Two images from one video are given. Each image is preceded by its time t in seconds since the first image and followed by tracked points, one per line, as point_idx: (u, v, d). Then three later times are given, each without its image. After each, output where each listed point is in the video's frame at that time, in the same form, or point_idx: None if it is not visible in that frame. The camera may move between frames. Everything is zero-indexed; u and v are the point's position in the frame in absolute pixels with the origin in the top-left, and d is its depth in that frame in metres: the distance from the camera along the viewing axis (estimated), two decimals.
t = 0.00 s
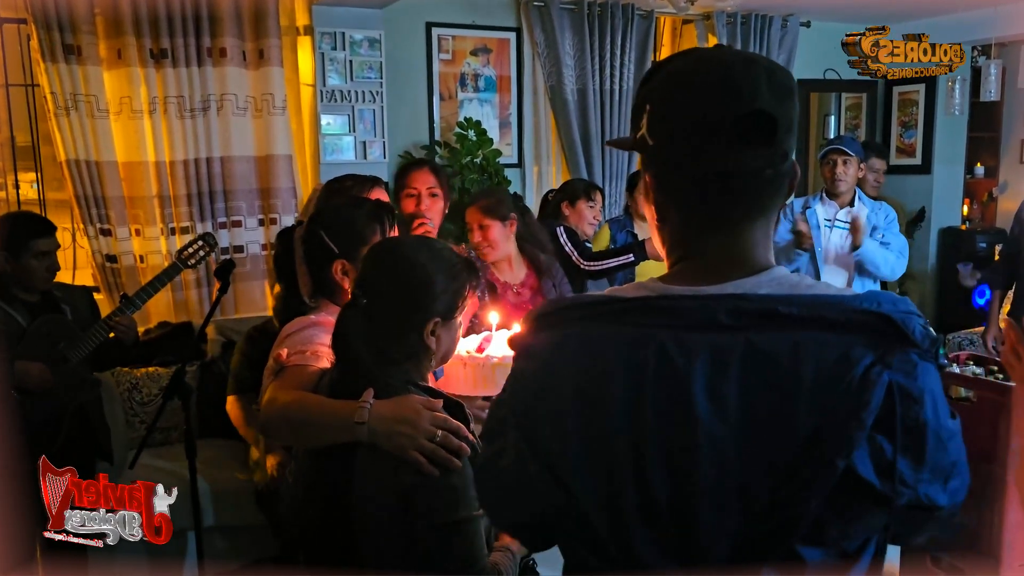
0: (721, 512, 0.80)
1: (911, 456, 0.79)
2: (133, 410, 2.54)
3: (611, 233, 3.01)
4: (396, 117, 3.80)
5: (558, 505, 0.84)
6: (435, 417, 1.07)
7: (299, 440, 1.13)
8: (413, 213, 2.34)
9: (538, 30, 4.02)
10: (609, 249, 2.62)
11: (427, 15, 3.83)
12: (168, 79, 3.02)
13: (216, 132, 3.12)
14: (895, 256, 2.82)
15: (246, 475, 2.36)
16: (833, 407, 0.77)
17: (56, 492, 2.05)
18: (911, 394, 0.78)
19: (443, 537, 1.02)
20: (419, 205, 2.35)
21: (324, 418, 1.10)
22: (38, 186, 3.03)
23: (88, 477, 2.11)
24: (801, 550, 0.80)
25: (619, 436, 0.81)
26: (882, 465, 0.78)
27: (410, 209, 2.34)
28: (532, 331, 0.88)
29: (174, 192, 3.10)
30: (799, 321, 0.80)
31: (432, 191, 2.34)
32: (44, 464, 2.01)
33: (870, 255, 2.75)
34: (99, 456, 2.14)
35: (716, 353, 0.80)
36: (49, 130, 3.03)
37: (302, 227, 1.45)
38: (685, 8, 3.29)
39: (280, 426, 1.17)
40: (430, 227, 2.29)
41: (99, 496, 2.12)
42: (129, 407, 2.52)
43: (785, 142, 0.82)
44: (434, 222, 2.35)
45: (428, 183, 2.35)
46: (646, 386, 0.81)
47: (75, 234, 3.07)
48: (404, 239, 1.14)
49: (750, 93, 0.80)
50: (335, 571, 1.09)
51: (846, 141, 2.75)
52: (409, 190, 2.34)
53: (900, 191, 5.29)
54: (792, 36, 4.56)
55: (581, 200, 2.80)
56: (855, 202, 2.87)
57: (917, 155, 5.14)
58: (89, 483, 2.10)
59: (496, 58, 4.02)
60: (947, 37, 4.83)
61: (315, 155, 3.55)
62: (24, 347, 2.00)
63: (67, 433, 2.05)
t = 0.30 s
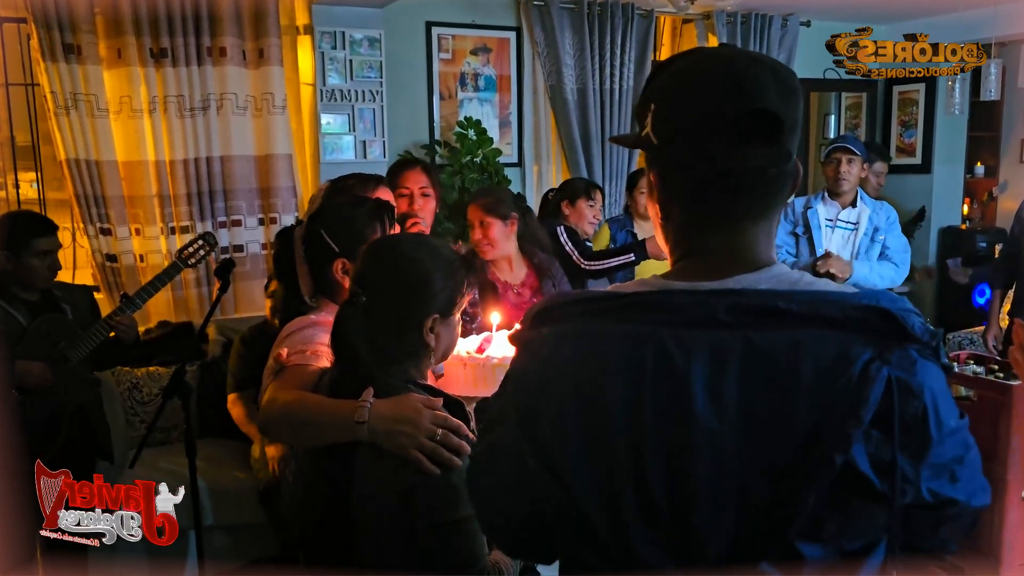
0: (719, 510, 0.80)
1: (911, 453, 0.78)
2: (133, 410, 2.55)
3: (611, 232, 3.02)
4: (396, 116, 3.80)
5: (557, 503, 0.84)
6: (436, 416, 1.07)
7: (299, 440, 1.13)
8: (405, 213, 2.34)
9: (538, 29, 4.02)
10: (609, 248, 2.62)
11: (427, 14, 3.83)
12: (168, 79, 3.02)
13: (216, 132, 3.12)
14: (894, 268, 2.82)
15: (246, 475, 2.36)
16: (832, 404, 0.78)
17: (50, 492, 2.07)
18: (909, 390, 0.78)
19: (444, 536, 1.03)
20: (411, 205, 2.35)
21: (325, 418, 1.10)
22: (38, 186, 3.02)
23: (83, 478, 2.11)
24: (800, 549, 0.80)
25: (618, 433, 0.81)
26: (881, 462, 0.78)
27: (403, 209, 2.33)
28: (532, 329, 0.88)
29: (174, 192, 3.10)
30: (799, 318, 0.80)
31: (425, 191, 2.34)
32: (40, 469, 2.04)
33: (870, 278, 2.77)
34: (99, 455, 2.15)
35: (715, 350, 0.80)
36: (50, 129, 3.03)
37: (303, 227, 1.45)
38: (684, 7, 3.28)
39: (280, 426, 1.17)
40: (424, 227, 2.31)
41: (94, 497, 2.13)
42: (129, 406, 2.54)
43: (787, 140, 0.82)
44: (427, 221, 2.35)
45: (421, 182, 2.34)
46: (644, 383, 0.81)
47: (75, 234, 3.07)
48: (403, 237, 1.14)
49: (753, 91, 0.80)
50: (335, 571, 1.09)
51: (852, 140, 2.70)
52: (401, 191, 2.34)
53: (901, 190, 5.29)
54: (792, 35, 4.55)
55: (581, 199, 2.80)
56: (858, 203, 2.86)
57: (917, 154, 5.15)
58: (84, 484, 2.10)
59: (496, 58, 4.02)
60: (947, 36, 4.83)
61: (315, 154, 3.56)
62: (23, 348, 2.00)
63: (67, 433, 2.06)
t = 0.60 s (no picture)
0: (721, 508, 0.80)
1: (911, 454, 0.79)
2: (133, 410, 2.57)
3: (611, 233, 3.01)
4: (396, 117, 3.80)
5: (558, 501, 0.84)
6: (433, 416, 1.07)
7: (298, 440, 1.13)
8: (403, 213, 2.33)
9: (538, 30, 4.03)
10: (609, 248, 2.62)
11: (427, 15, 3.83)
12: (168, 79, 3.03)
13: (216, 132, 3.12)
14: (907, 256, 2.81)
15: (246, 475, 2.36)
16: (833, 404, 0.78)
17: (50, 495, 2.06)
18: (912, 391, 0.78)
19: (442, 536, 1.03)
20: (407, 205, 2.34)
21: (324, 418, 1.10)
22: (37, 186, 3.03)
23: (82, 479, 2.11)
24: (801, 547, 0.80)
25: (619, 433, 0.81)
26: (883, 463, 0.79)
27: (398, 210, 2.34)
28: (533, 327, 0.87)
29: (173, 192, 3.10)
30: (801, 319, 0.80)
31: (419, 191, 2.35)
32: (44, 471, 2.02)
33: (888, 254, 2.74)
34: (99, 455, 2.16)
35: (718, 349, 0.80)
36: (50, 130, 3.03)
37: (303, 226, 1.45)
38: (684, 8, 3.28)
39: (280, 426, 1.17)
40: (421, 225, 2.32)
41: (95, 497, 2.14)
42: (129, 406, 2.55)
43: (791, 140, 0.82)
44: (422, 220, 2.36)
45: (415, 184, 2.36)
46: (646, 383, 0.81)
47: (75, 234, 3.07)
48: (399, 236, 1.14)
49: (756, 90, 0.80)
50: (335, 571, 1.08)
51: (853, 141, 2.71)
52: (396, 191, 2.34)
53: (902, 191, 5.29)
54: (792, 35, 4.55)
55: (579, 200, 2.80)
56: (859, 203, 2.85)
57: (917, 155, 5.15)
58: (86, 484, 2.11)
59: (496, 58, 4.02)
60: (947, 37, 4.83)
61: (315, 154, 3.56)
62: (24, 347, 2.00)
63: (67, 433, 2.05)
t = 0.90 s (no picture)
0: (724, 506, 0.80)
1: (914, 453, 0.80)
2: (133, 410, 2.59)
3: (610, 233, 2.98)
4: (396, 117, 3.80)
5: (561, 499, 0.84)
6: (428, 416, 1.07)
7: (295, 441, 1.12)
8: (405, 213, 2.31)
9: (537, 30, 4.03)
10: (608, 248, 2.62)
11: (427, 14, 3.83)
12: (167, 79, 3.02)
13: (215, 132, 3.12)
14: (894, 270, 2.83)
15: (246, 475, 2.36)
16: (837, 403, 0.78)
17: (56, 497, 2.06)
18: (916, 391, 0.79)
19: (439, 536, 1.03)
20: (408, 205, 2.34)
21: (320, 419, 1.10)
22: (37, 186, 3.03)
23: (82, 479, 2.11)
24: (804, 545, 0.80)
25: (624, 432, 0.81)
26: (886, 462, 0.79)
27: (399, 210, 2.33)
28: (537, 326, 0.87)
29: (173, 192, 3.10)
30: (805, 318, 0.80)
31: (421, 192, 2.36)
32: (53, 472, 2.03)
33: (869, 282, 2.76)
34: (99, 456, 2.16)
35: (722, 348, 0.80)
36: (49, 130, 3.03)
37: (303, 225, 1.45)
38: (683, 7, 3.28)
39: (276, 427, 1.17)
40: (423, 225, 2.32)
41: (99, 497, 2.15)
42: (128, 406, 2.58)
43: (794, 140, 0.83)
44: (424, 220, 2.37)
45: (416, 185, 2.36)
46: (651, 382, 0.81)
47: (75, 234, 3.08)
48: (395, 236, 1.14)
49: (759, 89, 0.81)
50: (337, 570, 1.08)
51: (854, 140, 2.70)
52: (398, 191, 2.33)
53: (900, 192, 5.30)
54: (791, 35, 4.55)
55: (570, 200, 2.80)
56: (860, 202, 2.85)
57: (916, 154, 5.16)
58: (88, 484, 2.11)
59: (495, 58, 4.02)
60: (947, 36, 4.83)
61: (315, 154, 3.55)
62: (24, 347, 2.00)
63: (66, 433, 2.04)
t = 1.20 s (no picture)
0: (723, 506, 0.80)
1: (911, 454, 0.80)
2: (130, 411, 2.60)
3: (606, 235, 2.98)
4: (393, 119, 3.81)
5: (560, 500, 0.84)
6: (416, 420, 1.06)
7: (284, 444, 1.12)
8: (409, 215, 2.33)
9: (535, 31, 4.03)
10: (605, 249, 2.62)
11: (424, 16, 3.83)
12: (164, 80, 3.02)
13: (213, 134, 3.12)
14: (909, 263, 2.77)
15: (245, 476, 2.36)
16: (834, 404, 0.78)
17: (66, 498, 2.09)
18: (912, 392, 0.79)
19: (430, 539, 1.04)
20: (412, 206, 2.34)
21: (306, 423, 1.09)
22: (34, 188, 3.03)
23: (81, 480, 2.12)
24: (802, 546, 0.80)
25: (623, 432, 0.82)
26: (883, 463, 0.79)
27: (405, 211, 2.33)
28: (536, 328, 0.88)
29: (170, 194, 3.09)
30: (801, 318, 0.80)
31: (424, 192, 2.35)
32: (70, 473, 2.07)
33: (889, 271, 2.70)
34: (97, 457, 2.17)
35: (721, 348, 0.81)
36: (46, 131, 3.02)
37: (299, 225, 1.45)
38: (681, 10, 3.28)
39: (265, 432, 1.16)
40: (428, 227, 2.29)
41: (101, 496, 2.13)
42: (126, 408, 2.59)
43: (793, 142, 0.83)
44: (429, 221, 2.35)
45: (421, 185, 2.36)
46: (650, 383, 0.81)
47: (72, 235, 3.08)
48: (384, 239, 1.14)
49: (756, 93, 0.81)
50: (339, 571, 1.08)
51: (855, 141, 2.71)
52: (402, 192, 2.33)
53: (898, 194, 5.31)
54: (788, 36, 4.55)
55: (564, 201, 2.81)
56: (862, 204, 2.85)
57: (913, 155, 5.18)
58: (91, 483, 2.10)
59: (493, 59, 4.02)
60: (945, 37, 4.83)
61: (312, 156, 3.55)
62: (23, 347, 2.00)
63: (64, 434, 2.06)
